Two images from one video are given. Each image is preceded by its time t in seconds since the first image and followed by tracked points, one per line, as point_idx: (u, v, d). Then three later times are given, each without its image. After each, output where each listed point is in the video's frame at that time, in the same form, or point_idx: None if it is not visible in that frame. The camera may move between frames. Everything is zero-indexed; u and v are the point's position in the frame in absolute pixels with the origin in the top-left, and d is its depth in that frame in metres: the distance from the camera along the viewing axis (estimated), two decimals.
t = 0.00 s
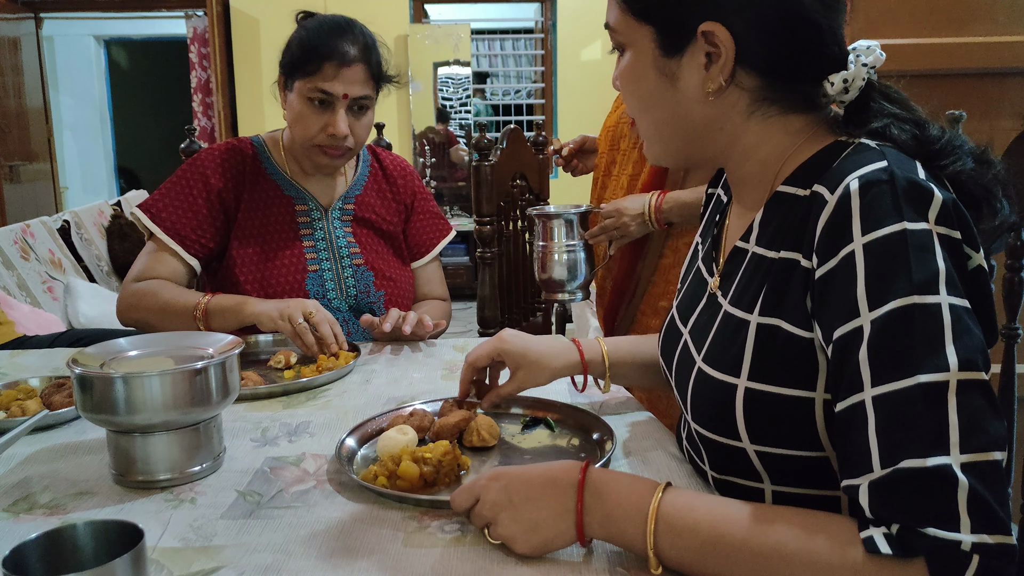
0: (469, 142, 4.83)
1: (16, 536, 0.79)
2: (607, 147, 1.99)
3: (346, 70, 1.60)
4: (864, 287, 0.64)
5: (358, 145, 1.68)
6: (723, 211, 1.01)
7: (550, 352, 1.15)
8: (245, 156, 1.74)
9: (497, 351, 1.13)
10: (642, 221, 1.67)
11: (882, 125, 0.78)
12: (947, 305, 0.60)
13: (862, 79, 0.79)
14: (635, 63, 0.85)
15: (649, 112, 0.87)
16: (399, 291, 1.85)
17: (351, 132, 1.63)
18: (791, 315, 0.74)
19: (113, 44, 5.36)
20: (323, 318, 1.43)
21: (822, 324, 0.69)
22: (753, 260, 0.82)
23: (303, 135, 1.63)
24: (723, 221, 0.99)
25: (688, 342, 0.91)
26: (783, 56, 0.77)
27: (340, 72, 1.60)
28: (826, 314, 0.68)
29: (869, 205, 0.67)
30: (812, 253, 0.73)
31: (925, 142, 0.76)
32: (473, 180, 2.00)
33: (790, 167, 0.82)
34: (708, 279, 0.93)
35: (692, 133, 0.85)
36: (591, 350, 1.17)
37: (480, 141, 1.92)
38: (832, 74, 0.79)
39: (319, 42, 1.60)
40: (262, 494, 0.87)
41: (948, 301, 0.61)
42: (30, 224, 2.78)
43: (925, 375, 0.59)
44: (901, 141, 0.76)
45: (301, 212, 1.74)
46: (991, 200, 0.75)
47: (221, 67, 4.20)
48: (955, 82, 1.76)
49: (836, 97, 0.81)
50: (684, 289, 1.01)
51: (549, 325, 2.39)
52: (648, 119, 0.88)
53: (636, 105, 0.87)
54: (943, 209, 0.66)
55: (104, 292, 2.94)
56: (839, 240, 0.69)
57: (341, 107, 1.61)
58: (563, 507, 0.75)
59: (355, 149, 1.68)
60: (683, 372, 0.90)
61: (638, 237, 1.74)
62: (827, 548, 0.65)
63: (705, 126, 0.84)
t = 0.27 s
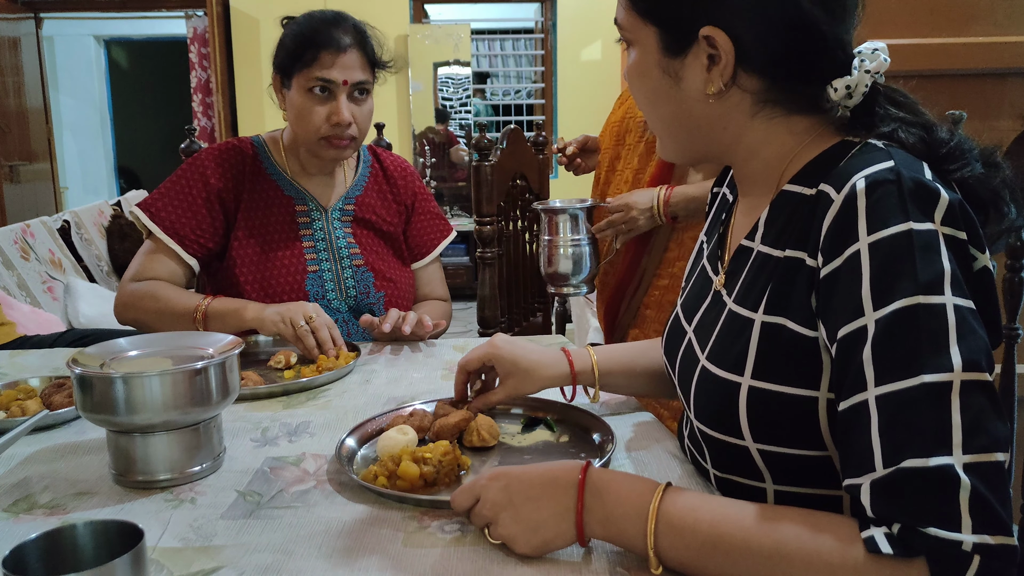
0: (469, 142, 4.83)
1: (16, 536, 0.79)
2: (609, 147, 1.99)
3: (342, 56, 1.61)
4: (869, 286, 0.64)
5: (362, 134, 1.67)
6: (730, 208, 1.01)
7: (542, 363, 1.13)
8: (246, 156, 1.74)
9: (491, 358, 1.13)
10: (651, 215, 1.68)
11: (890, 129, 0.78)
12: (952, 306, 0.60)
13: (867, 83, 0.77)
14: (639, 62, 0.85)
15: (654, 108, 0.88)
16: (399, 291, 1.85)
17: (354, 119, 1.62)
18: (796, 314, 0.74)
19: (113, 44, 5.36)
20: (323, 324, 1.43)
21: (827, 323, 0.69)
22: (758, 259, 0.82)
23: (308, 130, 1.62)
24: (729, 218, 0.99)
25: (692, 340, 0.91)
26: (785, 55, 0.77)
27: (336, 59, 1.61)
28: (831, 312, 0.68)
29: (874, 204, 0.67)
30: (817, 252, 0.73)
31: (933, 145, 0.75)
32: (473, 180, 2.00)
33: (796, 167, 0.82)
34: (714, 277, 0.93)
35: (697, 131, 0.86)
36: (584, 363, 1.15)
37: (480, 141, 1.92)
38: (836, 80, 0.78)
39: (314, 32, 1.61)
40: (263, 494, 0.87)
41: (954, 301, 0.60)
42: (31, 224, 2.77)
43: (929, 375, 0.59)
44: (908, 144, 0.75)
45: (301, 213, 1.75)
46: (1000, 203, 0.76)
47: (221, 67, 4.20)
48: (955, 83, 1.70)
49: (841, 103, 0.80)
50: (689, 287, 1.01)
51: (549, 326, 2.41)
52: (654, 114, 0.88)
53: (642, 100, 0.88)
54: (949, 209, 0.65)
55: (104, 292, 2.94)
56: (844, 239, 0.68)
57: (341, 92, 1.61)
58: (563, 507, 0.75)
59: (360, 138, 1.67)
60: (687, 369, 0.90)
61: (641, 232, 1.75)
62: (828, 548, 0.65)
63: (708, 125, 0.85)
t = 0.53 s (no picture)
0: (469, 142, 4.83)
1: (16, 536, 0.79)
2: (614, 145, 2.01)
3: (336, 55, 1.61)
4: (871, 286, 0.64)
5: (357, 133, 1.67)
6: (732, 208, 1.01)
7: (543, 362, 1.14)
8: (245, 156, 1.74)
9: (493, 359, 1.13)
10: (665, 210, 1.69)
11: (893, 128, 0.78)
12: (954, 306, 0.60)
13: (872, 82, 0.77)
14: (644, 57, 0.85)
15: (657, 105, 0.87)
16: (398, 291, 1.85)
17: (348, 118, 1.63)
18: (798, 313, 0.74)
19: (113, 44, 5.36)
20: (327, 325, 1.43)
21: (827, 322, 0.69)
22: (760, 259, 0.82)
23: (305, 129, 1.62)
24: (731, 218, 0.99)
25: (694, 340, 0.91)
26: (792, 50, 0.77)
27: (329, 58, 1.61)
28: (832, 312, 0.68)
29: (877, 204, 0.67)
30: (820, 252, 0.73)
31: (937, 144, 0.76)
32: (473, 180, 2.00)
33: (802, 165, 0.82)
34: (717, 276, 0.93)
35: (699, 128, 0.86)
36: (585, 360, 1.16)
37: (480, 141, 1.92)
38: (841, 78, 0.78)
39: (308, 31, 1.61)
40: (262, 494, 0.87)
41: (955, 302, 0.61)
42: (31, 224, 2.77)
43: (930, 376, 0.59)
44: (911, 144, 0.76)
45: (300, 212, 1.74)
46: (1003, 203, 0.76)
47: (221, 67, 4.20)
48: (954, 83, 1.70)
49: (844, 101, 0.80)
50: (692, 286, 1.02)
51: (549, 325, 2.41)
52: (657, 110, 0.88)
53: (645, 96, 0.88)
54: (952, 210, 0.66)
55: (104, 292, 2.94)
56: (846, 239, 0.68)
57: (335, 92, 1.61)
58: (563, 507, 0.75)
59: (354, 136, 1.67)
60: (688, 369, 0.90)
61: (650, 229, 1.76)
62: (828, 548, 0.65)
63: (713, 121, 0.84)
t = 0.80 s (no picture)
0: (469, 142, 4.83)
1: (16, 536, 0.79)
2: (616, 143, 2.01)
3: (326, 56, 1.61)
4: (876, 285, 0.64)
5: (348, 134, 1.67)
6: (735, 208, 1.01)
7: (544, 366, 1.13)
8: (243, 156, 1.74)
9: (494, 359, 1.12)
10: (677, 210, 1.69)
11: (899, 127, 0.78)
12: (958, 307, 0.60)
13: (879, 80, 0.79)
14: (650, 55, 0.84)
15: (662, 104, 0.87)
16: (397, 290, 1.85)
17: (338, 119, 1.62)
18: (804, 313, 0.74)
19: (113, 44, 5.36)
20: (329, 325, 1.43)
21: (833, 321, 0.69)
22: (765, 259, 0.81)
23: (293, 127, 1.63)
24: (734, 218, 0.99)
25: (698, 340, 0.91)
26: (799, 50, 0.77)
27: (318, 59, 1.60)
28: (837, 312, 0.68)
29: (883, 204, 0.67)
30: (825, 251, 0.73)
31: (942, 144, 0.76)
32: (472, 180, 2.00)
33: (807, 165, 0.82)
34: (720, 277, 0.93)
35: (705, 128, 0.85)
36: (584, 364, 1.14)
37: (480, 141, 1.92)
38: (850, 75, 0.79)
39: (300, 31, 1.61)
40: (262, 494, 0.87)
41: (960, 302, 0.60)
42: (31, 224, 2.77)
43: (934, 375, 0.59)
44: (916, 143, 0.76)
45: (300, 211, 1.74)
46: (1008, 204, 0.76)
47: (221, 67, 4.20)
48: (955, 82, 1.70)
49: (850, 100, 0.81)
50: (695, 286, 1.01)
51: (549, 325, 2.41)
52: (662, 109, 0.87)
53: (650, 95, 0.88)
54: (958, 210, 0.65)
55: (104, 292, 2.94)
56: (852, 239, 0.68)
57: (324, 94, 1.60)
58: (563, 507, 0.75)
59: (347, 137, 1.66)
60: (692, 368, 0.90)
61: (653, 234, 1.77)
62: (830, 548, 0.65)
63: (719, 120, 0.84)
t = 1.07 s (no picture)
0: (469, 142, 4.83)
1: (16, 536, 0.79)
2: (614, 142, 2.01)
3: (323, 69, 1.60)
4: (882, 285, 0.64)
5: (343, 143, 1.68)
6: (738, 208, 1.01)
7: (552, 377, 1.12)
8: (241, 156, 1.73)
9: (505, 370, 1.09)
10: (679, 211, 1.69)
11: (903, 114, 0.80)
12: (965, 307, 0.60)
13: (892, 64, 0.79)
14: (664, 62, 0.81)
15: (678, 113, 0.83)
16: (397, 289, 1.85)
17: (333, 131, 1.63)
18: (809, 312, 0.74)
19: (113, 44, 5.36)
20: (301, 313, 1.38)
21: (839, 321, 0.69)
22: (771, 259, 0.81)
23: (291, 133, 1.64)
24: (737, 217, 0.99)
25: (702, 340, 0.91)
26: (803, 51, 0.77)
27: (315, 71, 1.59)
28: (844, 311, 0.68)
29: (892, 204, 0.67)
30: (832, 251, 0.73)
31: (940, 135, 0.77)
32: (472, 180, 2.00)
33: (811, 166, 0.82)
34: (724, 277, 0.93)
35: (724, 134, 0.82)
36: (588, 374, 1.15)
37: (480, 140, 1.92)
38: (864, 59, 0.79)
39: (298, 39, 1.60)
40: (263, 494, 0.87)
41: (966, 303, 0.61)
42: (30, 224, 2.77)
43: (939, 375, 0.59)
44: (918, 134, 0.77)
45: (299, 210, 1.75)
46: (1006, 195, 0.76)
47: (221, 67, 4.20)
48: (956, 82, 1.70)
49: (865, 85, 0.81)
50: (698, 286, 1.02)
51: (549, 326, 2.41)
52: (677, 119, 0.83)
53: (664, 104, 0.84)
54: (966, 211, 0.65)
55: (104, 292, 2.94)
56: (860, 238, 0.68)
57: (320, 106, 1.60)
58: (563, 506, 0.75)
59: (342, 145, 1.67)
60: (696, 368, 0.90)
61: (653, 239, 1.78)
62: (830, 548, 0.65)
63: (741, 126, 0.81)
